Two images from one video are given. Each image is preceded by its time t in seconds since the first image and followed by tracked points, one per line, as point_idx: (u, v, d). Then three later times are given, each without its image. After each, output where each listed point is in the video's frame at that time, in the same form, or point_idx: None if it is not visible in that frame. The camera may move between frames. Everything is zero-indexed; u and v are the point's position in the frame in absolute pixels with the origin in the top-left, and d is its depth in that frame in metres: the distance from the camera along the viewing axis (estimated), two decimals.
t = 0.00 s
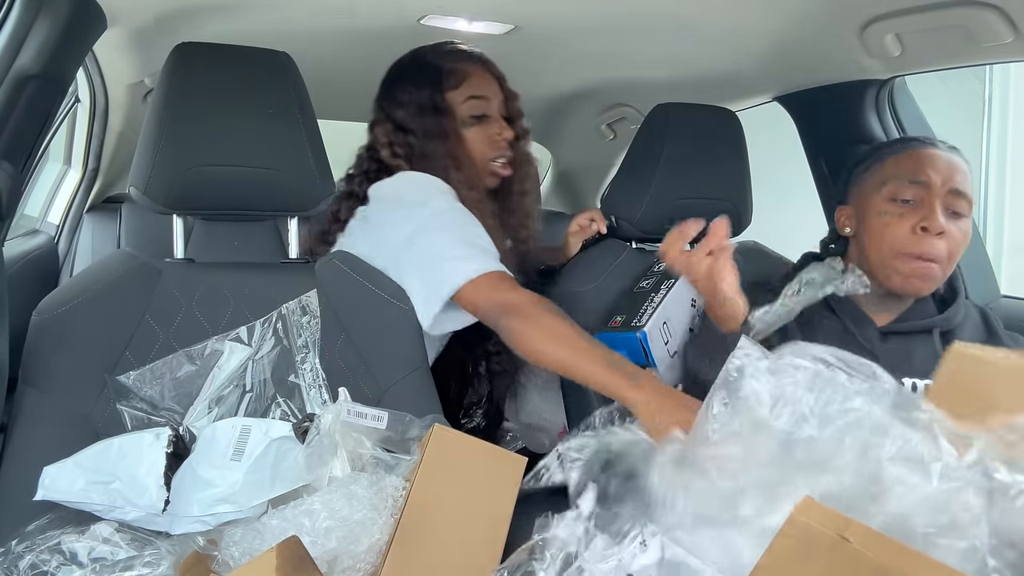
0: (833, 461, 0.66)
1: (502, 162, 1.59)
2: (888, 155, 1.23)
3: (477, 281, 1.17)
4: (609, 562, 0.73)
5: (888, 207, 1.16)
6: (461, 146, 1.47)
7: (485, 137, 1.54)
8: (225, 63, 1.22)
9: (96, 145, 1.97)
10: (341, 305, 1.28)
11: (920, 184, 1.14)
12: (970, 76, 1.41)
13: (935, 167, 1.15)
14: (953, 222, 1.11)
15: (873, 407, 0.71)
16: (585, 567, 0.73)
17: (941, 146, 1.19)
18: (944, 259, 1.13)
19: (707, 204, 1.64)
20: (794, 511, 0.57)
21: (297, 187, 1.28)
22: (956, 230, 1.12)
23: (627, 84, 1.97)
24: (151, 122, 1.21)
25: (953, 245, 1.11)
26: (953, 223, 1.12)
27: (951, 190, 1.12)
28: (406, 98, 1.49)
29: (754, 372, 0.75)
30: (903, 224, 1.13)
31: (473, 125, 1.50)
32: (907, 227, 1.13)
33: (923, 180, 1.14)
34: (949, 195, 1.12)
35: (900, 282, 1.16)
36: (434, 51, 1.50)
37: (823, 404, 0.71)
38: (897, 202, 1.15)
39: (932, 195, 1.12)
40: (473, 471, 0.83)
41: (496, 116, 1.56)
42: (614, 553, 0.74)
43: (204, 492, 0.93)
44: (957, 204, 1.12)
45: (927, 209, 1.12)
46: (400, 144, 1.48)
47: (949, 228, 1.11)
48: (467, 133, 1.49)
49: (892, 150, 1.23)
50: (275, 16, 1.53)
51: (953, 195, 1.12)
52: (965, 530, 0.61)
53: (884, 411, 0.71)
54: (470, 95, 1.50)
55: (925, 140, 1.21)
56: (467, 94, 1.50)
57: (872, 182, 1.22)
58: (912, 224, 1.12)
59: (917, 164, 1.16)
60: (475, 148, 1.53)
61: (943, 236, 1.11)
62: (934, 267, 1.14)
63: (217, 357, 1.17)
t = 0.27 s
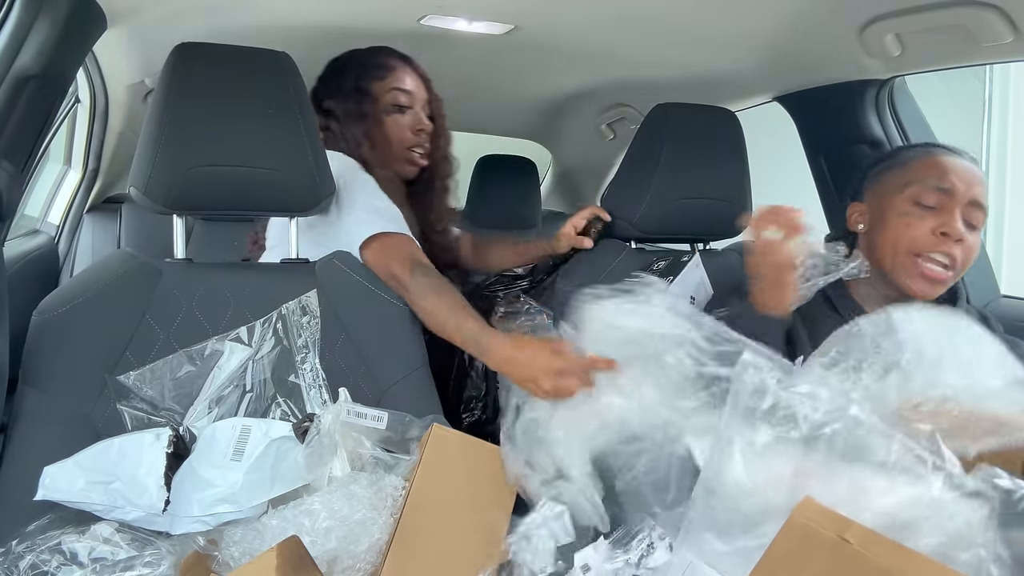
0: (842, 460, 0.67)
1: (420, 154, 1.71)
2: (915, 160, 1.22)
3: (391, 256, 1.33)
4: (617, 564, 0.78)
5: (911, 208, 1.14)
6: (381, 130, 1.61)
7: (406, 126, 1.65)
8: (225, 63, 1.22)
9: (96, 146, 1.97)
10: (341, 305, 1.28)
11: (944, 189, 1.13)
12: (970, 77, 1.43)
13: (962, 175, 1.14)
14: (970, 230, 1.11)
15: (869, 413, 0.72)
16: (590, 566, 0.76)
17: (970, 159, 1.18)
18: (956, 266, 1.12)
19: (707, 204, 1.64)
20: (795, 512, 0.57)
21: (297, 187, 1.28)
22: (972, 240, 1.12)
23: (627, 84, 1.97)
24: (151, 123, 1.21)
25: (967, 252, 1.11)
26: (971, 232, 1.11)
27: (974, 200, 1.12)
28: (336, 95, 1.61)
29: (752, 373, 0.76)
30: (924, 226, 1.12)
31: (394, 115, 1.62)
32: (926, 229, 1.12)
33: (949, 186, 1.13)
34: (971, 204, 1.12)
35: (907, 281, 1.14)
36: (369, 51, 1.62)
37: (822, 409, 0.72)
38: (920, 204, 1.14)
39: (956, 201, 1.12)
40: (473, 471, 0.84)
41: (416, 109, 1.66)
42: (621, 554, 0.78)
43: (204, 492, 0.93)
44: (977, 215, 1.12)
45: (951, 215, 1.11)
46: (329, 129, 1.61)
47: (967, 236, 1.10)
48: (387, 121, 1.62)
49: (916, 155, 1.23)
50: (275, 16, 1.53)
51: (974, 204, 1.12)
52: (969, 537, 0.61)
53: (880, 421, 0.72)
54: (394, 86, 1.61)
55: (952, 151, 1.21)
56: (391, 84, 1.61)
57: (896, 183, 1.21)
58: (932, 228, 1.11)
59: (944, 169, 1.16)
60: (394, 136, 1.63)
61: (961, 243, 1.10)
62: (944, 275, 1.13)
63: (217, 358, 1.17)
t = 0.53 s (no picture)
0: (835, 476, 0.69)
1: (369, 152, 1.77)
2: (947, 169, 1.15)
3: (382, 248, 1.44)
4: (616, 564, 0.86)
5: (940, 233, 1.10)
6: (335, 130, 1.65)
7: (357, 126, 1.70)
8: (225, 63, 1.23)
9: (97, 146, 1.98)
10: (342, 306, 1.29)
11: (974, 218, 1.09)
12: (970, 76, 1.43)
13: (993, 203, 1.10)
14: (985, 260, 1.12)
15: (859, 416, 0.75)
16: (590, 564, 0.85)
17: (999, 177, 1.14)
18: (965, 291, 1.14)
19: (708, 204, 1.63)
20: (794, 513, 0.56)
21: (297, 187, 1.28)
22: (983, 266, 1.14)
23: (627, 84, 1.97)
24: (151, 123, 1.21)
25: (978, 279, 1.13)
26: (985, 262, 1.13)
27: (997, 229, 1.11)
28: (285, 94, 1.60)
29: (738, 400, 0.79)
30: (952, 254, 1.09)
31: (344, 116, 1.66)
32: (952, 261, 1.10)
33: (983, 217, 1.09)
34: (993, 234, 1.11)
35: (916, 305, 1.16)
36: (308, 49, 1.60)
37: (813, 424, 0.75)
38: (951, 231, 1.10)
39: (983, 231, 1.09)
40: (473, 471, 0.84)
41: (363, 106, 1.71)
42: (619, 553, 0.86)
43: (204, 492, 0.93)
44: (994, 239, 1.12)
45: (976, 247, 1.09)
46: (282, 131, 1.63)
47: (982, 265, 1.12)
48: (338, 122, 1.66)
49: (949, 163, 1.15)
50: (274, 16, 1.53)
51: (996, 233, 1.11)
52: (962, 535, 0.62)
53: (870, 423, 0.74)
54: (343, 86, 1.64)
55: (982, 162, 1.14)
56: (341, 85, 1.64)
57: (923, 194, 1.15)
58: (959, 261, 1.09)
59: (975, 191, 1.10)
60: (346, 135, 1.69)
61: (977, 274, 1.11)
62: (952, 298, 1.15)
63: (218, 357, 1.16)
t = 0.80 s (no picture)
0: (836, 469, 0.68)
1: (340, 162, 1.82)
2: (901, 173, 1.13)
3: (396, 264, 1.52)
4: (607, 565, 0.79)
5: (892, 240, 1.09)
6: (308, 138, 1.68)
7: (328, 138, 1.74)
8: (225, 63, 1.23)
9: (96, 146, 1.97)
10: (342, 306, 1.29)
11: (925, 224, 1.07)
12: (969, 77, 1.43)
13: (948, 205, 1.06)
14: (952, 261, 1.09)
15: (856, 416, 0.75)
16: (581, 569, 0.81)
17: (956, 177, 1.10)
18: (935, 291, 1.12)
19: (707, 205, 1.66)
20: (794, 513, 0.56)
21: (297, 187, 1.28)
22: (954, 264, 1.10)
23: (626, 84, 1.97)
24: (151, 123, 1.21)
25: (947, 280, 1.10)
26: (952, 261, 1.09)
27: (956, 230, 1.07)
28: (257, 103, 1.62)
29: (738, 395, 0.78)
30: (904, 260, 1.08)
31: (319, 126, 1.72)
32: (908, 266, 1.08)
33: (932, 221, 1.06)
34: (953, 236, 1.07)
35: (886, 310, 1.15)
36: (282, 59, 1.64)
37: (814, 418, 0.73)
38: (903, 238, 1.08)
39: (938, 236, 1.07)
40: (472, 471, 0.84)
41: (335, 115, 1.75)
42: (606, 556, 0.80)
43: (204, 492, 0.93)
44: (959, 239, 1.08)
45: (932, 251, 1.07)
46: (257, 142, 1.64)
47: (947, 266, 1.09)
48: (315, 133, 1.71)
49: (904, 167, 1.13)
50: (274, 15, 1.53)
51: (957, 234, 1.08)
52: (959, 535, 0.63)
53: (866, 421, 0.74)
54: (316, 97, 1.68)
55: (937, 163, 1.11)
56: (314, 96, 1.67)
57: (879, 198, 1.14)
58: (913, 265, 1.08)
59: (927, 196, 1.07)
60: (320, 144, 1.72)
61: (941, 275, 1.09)
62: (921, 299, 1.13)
63: (218, 357, 1.16)
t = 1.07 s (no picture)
0: (837, 467, 0.68)
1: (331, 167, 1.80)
2: (889, 171, 1.17)
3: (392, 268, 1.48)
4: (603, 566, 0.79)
5: (875, 233, 1.12)
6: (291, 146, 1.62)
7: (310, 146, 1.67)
8: (225, 63, 1.23)
9: (96, 146, 1.97)
10: (342, 305, 1.28)
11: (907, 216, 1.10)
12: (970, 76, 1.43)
13: (932, 198, 1.09)
14: (942, 257, 1.08)
15: (857, 414, 0.75)
16: (578, 569, 0.80)
17: (945, 173, 1.12)
18: (926, 289, 1.10)
19: (708, 205, 1.64)
20: (796, 512, 0.56)
21: (297, 187, 1.28)
22: (947, 261, 1.09)
23: (626, 84, 1.97)
24: (151, 123, 1.21)
25: (938, 277, 1.09)
26: (943, 257, 1.08)
27: (941, 223, 1.08)
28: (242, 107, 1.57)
29: (740, 394, 0.78)
30: (888, 254, 1.10)
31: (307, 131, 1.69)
32: (891, 259, 1.10)
33: (914, 216, 1.09)
34: (940, 231, 1.08)
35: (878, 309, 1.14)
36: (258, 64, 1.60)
37: (815, 416, 0.74)
38: (886, 231, 1.11)
39: (921, 228, 1.09)
40: (472, 471, 0.84)
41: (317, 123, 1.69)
42: (604, 556, 0.79)
43: (203, 492, 0.93)
44: (948, 234, 1.09)
45: (915, 244, 1.09)
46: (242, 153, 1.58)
47: (936, 261, 1.08)
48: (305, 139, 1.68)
49: (891, 162, 1.17)
50: (274, 15, 1.53)
51: (944, 228, 1.08)
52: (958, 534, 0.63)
53: (867, 419, 0.74)
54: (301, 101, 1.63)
55: (926, 158, 1.14)
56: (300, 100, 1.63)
57: (868, 197, 1.17)
58: (896, 258, 1.10)
59: (911, 189, 1.11)
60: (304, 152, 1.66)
61: (928, 271, 1.08)
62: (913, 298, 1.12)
63: (217, 357, 1.17)
